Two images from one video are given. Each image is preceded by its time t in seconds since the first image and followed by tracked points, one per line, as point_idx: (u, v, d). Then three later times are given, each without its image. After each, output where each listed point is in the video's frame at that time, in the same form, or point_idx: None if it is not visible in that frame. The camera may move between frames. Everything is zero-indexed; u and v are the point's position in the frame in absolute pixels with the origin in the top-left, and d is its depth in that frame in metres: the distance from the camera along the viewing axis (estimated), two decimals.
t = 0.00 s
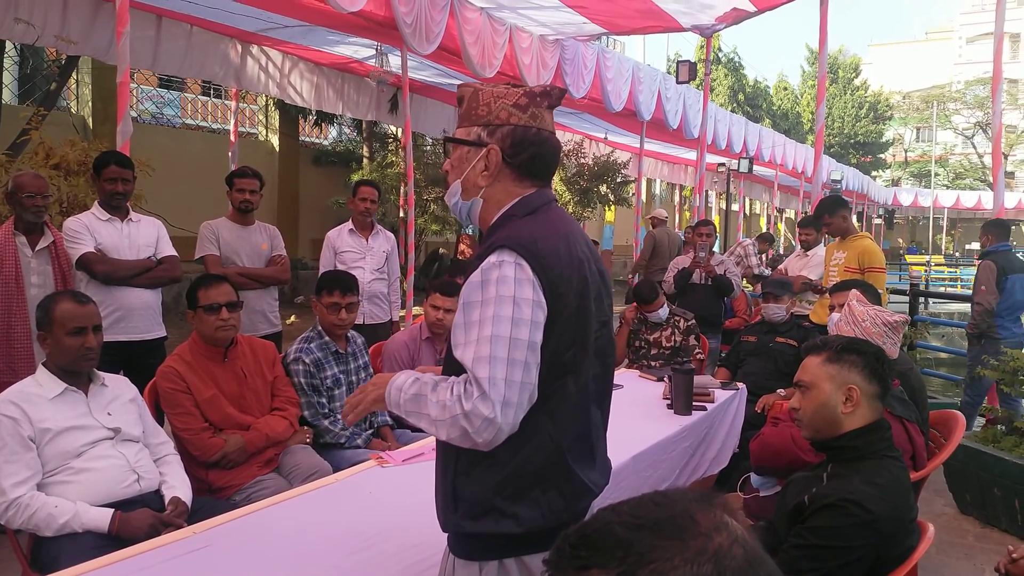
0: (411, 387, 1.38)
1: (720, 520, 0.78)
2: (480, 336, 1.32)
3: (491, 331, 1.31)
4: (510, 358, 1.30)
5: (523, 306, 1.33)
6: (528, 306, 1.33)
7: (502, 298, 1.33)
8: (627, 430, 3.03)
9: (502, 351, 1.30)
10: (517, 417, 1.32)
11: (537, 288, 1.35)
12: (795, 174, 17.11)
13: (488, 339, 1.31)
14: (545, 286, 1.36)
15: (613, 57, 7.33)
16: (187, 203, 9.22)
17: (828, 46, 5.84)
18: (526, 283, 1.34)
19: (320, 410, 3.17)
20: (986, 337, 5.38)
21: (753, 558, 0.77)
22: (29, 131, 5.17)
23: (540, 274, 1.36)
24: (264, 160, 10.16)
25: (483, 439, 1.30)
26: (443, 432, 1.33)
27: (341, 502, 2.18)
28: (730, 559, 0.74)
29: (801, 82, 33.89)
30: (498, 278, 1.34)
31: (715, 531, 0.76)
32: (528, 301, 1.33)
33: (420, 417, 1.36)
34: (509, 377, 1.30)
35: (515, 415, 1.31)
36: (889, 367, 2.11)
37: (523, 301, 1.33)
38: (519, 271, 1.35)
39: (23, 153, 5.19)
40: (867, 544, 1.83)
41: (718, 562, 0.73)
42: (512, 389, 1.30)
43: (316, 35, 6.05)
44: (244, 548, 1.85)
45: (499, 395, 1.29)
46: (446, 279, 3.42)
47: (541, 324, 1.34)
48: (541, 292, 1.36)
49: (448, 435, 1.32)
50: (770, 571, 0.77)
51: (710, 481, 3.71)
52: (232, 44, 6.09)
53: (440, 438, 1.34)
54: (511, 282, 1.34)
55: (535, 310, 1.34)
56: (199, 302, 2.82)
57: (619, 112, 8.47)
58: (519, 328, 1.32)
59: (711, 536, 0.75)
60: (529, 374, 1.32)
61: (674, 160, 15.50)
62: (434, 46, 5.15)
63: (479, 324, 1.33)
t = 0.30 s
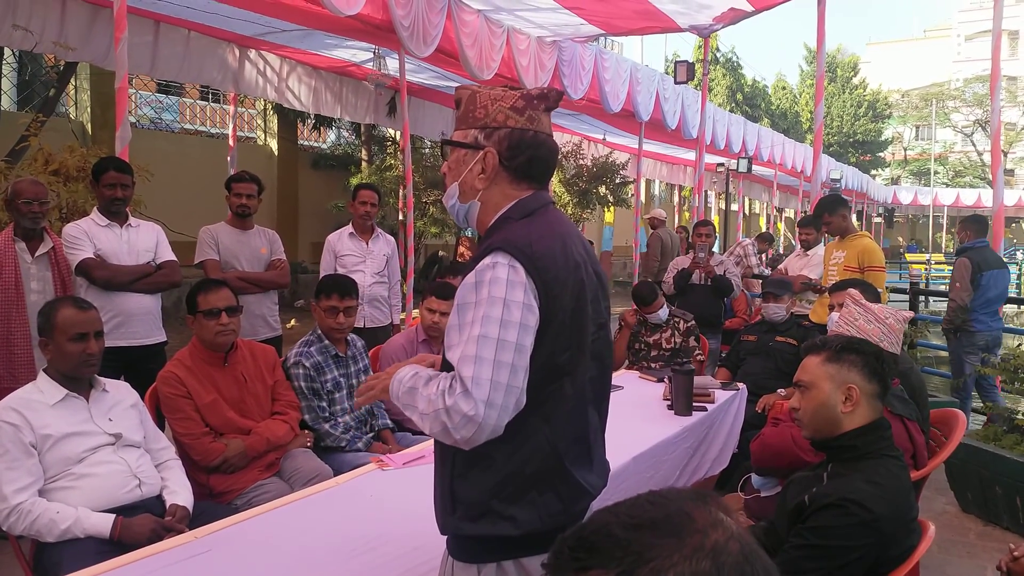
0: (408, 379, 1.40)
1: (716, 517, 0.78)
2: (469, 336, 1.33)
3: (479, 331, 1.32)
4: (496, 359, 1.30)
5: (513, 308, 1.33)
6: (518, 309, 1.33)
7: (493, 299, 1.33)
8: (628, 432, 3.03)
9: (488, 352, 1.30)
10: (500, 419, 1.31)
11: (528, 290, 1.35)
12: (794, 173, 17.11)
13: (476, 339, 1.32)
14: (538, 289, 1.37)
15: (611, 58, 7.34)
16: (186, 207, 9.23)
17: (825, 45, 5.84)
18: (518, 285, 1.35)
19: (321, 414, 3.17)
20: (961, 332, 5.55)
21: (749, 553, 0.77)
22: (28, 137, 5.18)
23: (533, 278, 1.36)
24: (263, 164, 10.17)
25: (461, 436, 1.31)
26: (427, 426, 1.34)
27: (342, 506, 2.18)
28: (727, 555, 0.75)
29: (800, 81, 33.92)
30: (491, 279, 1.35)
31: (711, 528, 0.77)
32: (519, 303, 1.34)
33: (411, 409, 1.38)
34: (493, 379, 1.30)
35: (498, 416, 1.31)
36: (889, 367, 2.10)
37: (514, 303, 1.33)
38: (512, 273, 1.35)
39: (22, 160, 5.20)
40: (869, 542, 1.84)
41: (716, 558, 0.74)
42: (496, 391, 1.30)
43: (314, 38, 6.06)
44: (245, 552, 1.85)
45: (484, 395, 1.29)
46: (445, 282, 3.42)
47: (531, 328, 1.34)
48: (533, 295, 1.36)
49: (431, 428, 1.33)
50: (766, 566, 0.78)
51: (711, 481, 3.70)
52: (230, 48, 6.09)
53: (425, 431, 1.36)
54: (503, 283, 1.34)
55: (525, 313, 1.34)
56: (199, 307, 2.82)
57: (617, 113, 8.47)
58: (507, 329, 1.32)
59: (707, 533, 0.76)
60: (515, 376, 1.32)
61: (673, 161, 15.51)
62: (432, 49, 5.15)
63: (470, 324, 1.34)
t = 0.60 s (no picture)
0: (394, 354, 1.40)
1: (683, 504, 0.81)
2: (459, 329, 1.33)
3: (470, 325, 1.32)
4: (486, 354, 1.30)
5: (505, 305, 1.33)
6: (510, 305, 1.33)
7: (486, 295, 1.33)
8: (626, 430, 3.03)
9: (477, 346, 1.30)
10: (486, 413, 1.31)
11: (522, 288, 1.35)
12: (793, 171, 17.11)
13: (466, 333, 1.31)
14: (531, 287, 1.37)
15: (609, 56, 7.34)
16: (184, 208, 9.22)
17: (822, 43, 5.85)
18: (512, 282, 1.35)
19: (319, 414, 3.17)
20: (949, 328, 5.54)
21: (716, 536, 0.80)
22: (24, 140, 5.17)
23: (527, 275, 1.36)
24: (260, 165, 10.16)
25: (444, 425, 1.31)
26: (409, 409, 1.34)
27: (340, 506, 2.19)
28: (695, 538, 0.77)
29: (798, 79, 33.93)
30: (485, 275, 1.35)
31: (678, 514, 0.79)
32: (511, 300, 1.33)
33: (395, 385, 1.38)
34: (480, 373, 1.29)
35: (482, 410, 1.31)
36: (886, 365, 2.10)
37: (506, 300, 1.33)
38: (506, 270, 1.35)
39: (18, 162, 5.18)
40: (867, 539, 1.84)
41: (684, 541, 0.76)
42: (483, 386, 1.30)
43: (311, 39, 6.05)
44: (244, 553, 1.86)
45: (470, 388, 1.29)
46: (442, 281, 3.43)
47: (522, 326, 1.34)
48: (526, 293, 1.36)
49: (413, 412, 1.33)
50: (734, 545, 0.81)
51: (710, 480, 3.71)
52: (226, 49, 6.07)
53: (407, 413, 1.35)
54: (497, 280, 1.34)
55: (518, 311, 1.34)
56: (196, 308, 2.82)
57: (615, 112, 8.47)
58: (498, 326, 1.32)
59: (676, 519, 0.79)
60: (503, 373, 1.32)
61: (671, 159, 15.51)
62: (429, 49, 5.15)
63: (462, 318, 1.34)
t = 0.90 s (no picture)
0: (393, 383, 1.38)
1: (664, 498, 0.81)
2: (465, 337, 1.33)
3: (475, 332, 1.31)
4: (492, 358, 1.30)
5: (508, 307, 1.33)
6: (513, 307, 1.33)
7: (488, 299, 1.33)
8: (624, 430, 3.03)
9: (485, 351, 1.30)
10: (499, 417, 1.32)
11: (523, 289, 1.35)
12: (791, 171, 17.13)
13: (472, 340, 1.31)
14: (532, 287, 1.37)
15: (608, 56, 7.34)
16: (182, 206, 9.20)
17: (822, 43, 5.85)
18: (513, 284, 1.35)
19: (318, 412, 3.17)
20: (943, 327, 5.60)
21: (695, 527, 0.79)
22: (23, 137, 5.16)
23: (527, 276, 1.36)
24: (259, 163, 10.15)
25: (462, 437, 1.31)
26: (424, 430, 1.33)
27: (337, 504, 2.19)
28: (675, 529, 0.77)
29: (797, 80, 33.95)
30: (486, 278, 1.35)
31: (658, 506, 0.79)
32: (514, 302, 1.34)
33: (402, 411, 1.36)
34: (491, 378, 1.30)
35: (495, 416, 1.31)
36: (884, 365, 2.11)
37: (508, 302, 1.33)
38: (507, 273, 1.35)
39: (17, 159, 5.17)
40: (864, 539, 1.84)
41: (664, 533, 0.77)
42: (493, 390, 1.30)
43: (310, 37, 6.05)
44: (241, 551, 1.86)
45: (482, 395, 1.29)
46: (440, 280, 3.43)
47: (526, 326, 1.34)
48: (528, 294, 1.36)
49: (429, 432, 1.32)
50: (714, 537, 0.80)
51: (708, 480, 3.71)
52: (225, 47, 6.07)
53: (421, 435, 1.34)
54: (498, 283, 1.34)
55: (520, 312, 1.34)
56: (194, 306, 2.82)
57: (614, 111, 8.48)
58: (503, 329, 1.32)
59: (656, 511, 0.79)
60: (511, 375, 1.32)
61: (670, 159, 15.51)
62: (428, 48, 5.15)
63: (466, 325, 1.34)
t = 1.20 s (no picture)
0: (395, 359, 1.41)
1: (666, 497, 0.81)
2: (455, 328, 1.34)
3: (464, 325, 1.32)
4: (479, 353, 1.31)
5: (500, 303, 1.33)
6: (505, 304, 1.33)
7: (481, 293, 1.33)
8: (622, 428, 3.03)
9: (471, 345, 1.31)
10: (480, 411, 1.32)
11: (518, 286, 1.35)
12: (788, 170, 17.15)
13: (461, 332, 1.32)
14: (528, 284, 1.36)
15: (606, 55, 7.34)
16: (179, 205, 9.17)
17: (819, 42, 5.85)
18: (508, 281, 1.35)
19: (315, 410, 3.16)
20: (945, 322, 5.62)
21: (696, 526, 0.79)
22: (19, 135, 5.14)
23: (523, 272, 1.36)
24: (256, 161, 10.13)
25: (440, 425, 1.32)
26: (408, 411, 1.35)
27: (336, 502, 2.19)
28: (675, 528, 0.77)
29: (794, 79, 33.98)
30: (482, 273, 1.35)
31: (661, 505, 0.79)
32: (506, 298, 1.33)
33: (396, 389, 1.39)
34: (474, 371, 1.30)
35: (476, 410, 1.31)
36: (882, 364, 2.11)
37: (501, 298, 1.33)
38: (503, 268, 1.35)
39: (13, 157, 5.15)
40: (862, 537, 1.85)
41: (665, 531, 0.76)
42: (476, 384, 1.30)
43: (307, 35, 6.04)
44: (239, 550, 1.85)
45: (463, 387, 1.30)
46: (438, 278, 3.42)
47: (518, 323, 1.34)
48: (522, 290, 1.35)
49: (411, 414, 1.34)
50: (715, 535, 0.80)
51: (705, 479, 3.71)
52: (222, 45, 6.05)
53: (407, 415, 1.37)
54: (493, 278, 1.34)
55: (513, 309, 1.34)
56: (192, 304, 2.81)
57: (612, 110, 8.48)
58: (492, 324, 1.32)
59: (657, 509, 0.79)
60: (498, 370, 1.32)
61: (667, 158, 15.52)
62: (426, 46, 5.14)
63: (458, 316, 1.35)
